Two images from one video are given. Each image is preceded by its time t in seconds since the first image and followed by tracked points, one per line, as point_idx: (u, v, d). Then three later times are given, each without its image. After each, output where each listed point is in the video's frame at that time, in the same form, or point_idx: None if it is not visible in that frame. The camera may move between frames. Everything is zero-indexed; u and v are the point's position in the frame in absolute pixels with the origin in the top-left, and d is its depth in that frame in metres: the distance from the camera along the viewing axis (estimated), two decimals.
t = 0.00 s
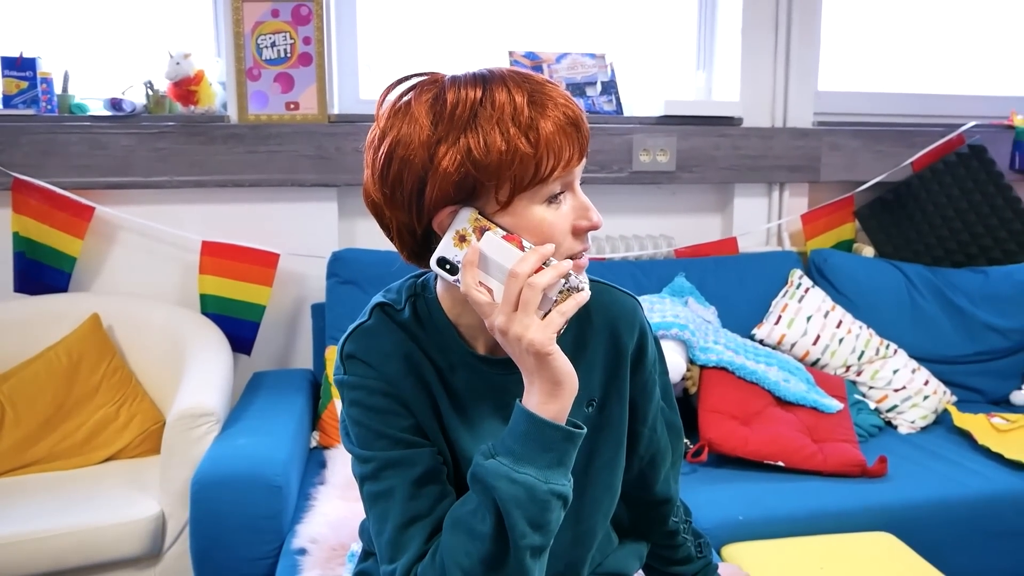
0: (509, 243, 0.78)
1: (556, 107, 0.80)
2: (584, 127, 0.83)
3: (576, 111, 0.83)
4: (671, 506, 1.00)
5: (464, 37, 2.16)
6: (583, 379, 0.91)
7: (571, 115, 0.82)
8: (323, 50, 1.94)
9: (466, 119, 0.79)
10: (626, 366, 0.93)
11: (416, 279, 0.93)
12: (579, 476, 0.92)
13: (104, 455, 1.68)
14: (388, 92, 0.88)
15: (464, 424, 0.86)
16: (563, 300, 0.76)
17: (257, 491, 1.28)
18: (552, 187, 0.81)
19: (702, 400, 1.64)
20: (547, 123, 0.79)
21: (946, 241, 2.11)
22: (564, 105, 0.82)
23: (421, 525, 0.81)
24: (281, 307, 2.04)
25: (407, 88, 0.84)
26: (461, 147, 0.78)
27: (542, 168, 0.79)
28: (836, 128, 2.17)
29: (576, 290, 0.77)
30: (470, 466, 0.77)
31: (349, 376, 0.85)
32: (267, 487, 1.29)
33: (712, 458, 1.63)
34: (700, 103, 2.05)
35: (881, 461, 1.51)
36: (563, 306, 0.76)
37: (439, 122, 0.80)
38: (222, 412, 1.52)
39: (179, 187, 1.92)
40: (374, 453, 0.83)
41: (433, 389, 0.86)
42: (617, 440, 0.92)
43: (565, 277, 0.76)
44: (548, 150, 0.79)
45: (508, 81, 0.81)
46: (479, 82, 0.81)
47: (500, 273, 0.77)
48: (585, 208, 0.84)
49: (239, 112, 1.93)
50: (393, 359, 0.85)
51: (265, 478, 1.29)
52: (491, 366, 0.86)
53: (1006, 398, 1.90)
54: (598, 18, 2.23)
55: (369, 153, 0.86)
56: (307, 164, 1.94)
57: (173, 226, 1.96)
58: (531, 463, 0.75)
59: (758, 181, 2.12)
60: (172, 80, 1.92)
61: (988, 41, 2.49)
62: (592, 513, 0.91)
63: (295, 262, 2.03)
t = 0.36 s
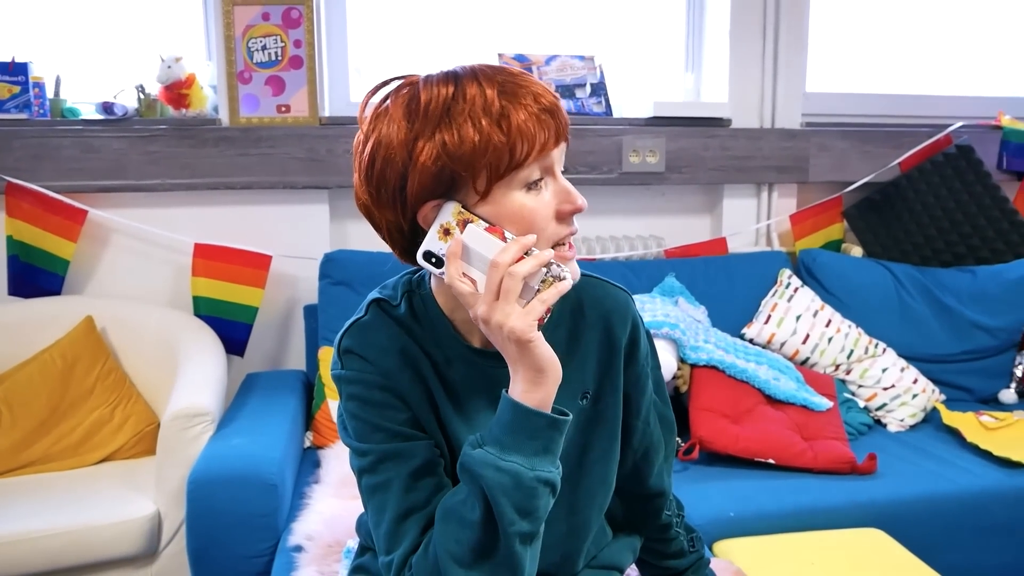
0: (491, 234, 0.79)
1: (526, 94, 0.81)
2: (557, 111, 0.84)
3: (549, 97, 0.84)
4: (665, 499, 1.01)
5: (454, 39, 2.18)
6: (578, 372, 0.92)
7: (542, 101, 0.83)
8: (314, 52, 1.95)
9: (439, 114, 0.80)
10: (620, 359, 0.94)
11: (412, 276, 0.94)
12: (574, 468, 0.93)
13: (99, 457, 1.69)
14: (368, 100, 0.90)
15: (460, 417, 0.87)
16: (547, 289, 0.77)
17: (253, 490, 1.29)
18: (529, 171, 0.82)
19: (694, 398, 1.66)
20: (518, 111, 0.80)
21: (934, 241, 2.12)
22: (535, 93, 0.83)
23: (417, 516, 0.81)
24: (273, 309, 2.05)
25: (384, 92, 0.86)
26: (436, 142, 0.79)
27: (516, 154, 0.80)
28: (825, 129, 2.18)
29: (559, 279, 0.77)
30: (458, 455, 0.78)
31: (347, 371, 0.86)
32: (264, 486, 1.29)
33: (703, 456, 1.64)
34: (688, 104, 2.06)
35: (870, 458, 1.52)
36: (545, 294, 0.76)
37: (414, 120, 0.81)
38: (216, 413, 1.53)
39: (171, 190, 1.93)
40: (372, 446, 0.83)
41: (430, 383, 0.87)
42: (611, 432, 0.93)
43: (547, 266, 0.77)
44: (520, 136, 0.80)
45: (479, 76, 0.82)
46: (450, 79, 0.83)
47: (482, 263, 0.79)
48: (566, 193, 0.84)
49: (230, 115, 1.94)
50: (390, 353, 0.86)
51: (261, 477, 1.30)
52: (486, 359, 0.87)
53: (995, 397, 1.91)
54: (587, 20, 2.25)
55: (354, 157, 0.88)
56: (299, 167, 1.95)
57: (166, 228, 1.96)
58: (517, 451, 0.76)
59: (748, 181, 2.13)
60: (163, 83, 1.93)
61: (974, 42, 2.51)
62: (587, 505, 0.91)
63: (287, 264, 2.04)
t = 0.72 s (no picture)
0: (499, 235, 0.77)
1: (547, 100, 0.80)
2: (576, 120, 0.83)
3: (568, 104, 0.82)
4: (674, 502, 0.99)
5: (459, 37, 2.16)
6: (583, 375, 0.91)
7: (563, 108, 0.81)
8: (319, 51, 1.93)
9: (457, 113, 0.78)
10: (625, 360, 0.93)
11: (411, 279, 0.92)
12: (582, 473, 0.91)
13: (102, 460, 1.67)
14: (380, 88, 0.88)
15: (464, 422, 0.86)
16: (557, 291, 0.76)
17: (258, 494, 1.27)
18: (542, 179, 0.80)
19: (703, 400, 1.64)
20: (538, 116, 0.79)
21: (944, 239, 2.10)
22: (557, 99, 0.81)
23: (424, 525, 0.80)
24: (277, 309, 2.04)
25: (399, 83, 0.84)
26: (452, 141, 0.78)
27: (532, 160, 0.79)
28: (833, 126, 2.17)
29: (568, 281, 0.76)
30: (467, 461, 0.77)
31: (347, 379, 0.84)
32: (267, 491, 1.28)
33: (713, 458, 1.62)
34: (696, 102, 2.05)
35: (883, 460, 1.50)
36: (557, 296, 0.75)
37: (430, 116, 0.79)
38: (221, 415, 1.52)
39: (175, 190, 1.91)
40: (374, 455, 0.82)
41: (432, 388, 0.85)
42: (619, 435, 0.91)
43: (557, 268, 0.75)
44: (538, 143, 0.78)
45: (500, 76, 0.81)
46: (470, 77, 0.81)
47: (491, 265, 0.77)
48: (577, 203, 0.83)
49: (234, 114, 1.92)
50: (391, 359, 0.84)
51: (265, 481, 1.28)
52: (488, 362, 0.86)
53: (1006, 398, 1.90)
54: (593, 18, 2.23)
55: (361, 148, 0.86)
56: (304, 166, 1.93)
57: (169, 229, 1.95)
58: (528, 457, 0.75)
59: (756, 180, 2.11)
60: (167, 82, 1.91)
61: (983, 39, 2.49)
62: (597, 510, 0.90)
63: (292, 264, 2.02)
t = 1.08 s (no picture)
0: (481, 238, 0.74)
1: (525, 93, 0.76)
2: (556, 113, 0.79)
3: (548, 95, 0.78)
4: (670, 513, 0.96)
5: (454, 34, 2.12)
6: (576, 384, 0.88)
7: (541, 101, 0.77)
8: (310, 47, 1.89)
9: (429, 110, 0.74)
10: (619, 368, 0.90)
11: (396, 285, 0.88)
12: (575, 485, 0.88)
13: (83, 465, 1.63)
14: (349, 88, 0.84)
15: (450, 434, 0.81)
16: (543, 295, 0.72)
17: (244, 503, 1.24)
18: (523, 176, 0.76)
19: (700, 405, 1.61)
20: (515, 110, 0.75)
21: (941, 242, 2.09)
22: (535, 92, 0.77)
23: (408, 544, 0.75)
24: (267, 310, 1.99)
25: (368, 81, 0.80)
26: (425, 140, 0.74)
27: (512, 156, 0.75)
28: (830, 128, 2.15)
29: (555, 285, 0.72)
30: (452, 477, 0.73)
31: (327, 390, 0.79)
32: (253, 499, 1.24)
33: (709, 464, 1.60)
34: (693, 102, 2.03)
35: (881, 466, 1.48)
36: (543, 300, 0.71)
37: (402, 114, 0.75)
38: (206, 420, 1.47)
39: (161, 188, 1.87)
40: (356, 469, 0.77)
41: (417, 399, 0.81)
42: (613, 445, 0.88)
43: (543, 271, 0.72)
44: (517, 138, 0.74)
45: (473, 69, 0.77)
46: (442, 72, 0.77)
47: (473, 269, 0.73)
48: (562, 200, 0.79)
49: (223, 111, 1.88)
50: (373, 369, 0.80)
51: (251, 489, 1.24)
52: (477, 371, 0.82)
53: (1002, 400, 1.89)
54: (590, 16, 2.20)
55: (332, 152, 0.82)
56: (294, 164, 1.89)
57: (155, 227, 1.90)
58: (515, 471, 0.71)
59: (753, 181, 2.09)
60: (154, 77, 1.87)
61: (978, 41, 2.48)
62: (590, 524, 0.87)
63: (281, 264, 1.98)
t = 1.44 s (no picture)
0: (448, 253, 0.69)
1: (489, 96, 0.72)
2: (525, 117, 0.75)
3: (514, 98, 0.74)
4: (656, 538, 0.92)
5: (432, 40, 2.08)
6: (555, 407, 0.84)
7: (507, 104, 0.73)
8: (284, 52, 1.84)
9: (387, 117, 0.70)
10: (600, 389, 0.86)
11: (362, 303, 0.83)
12: (554, 513, 0.84)
13: (45, 486, 1.56)
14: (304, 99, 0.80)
15: (421, 462, 0.77)
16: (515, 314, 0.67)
17: (210, 528, 1.18)
18: (492, 185, 0.72)
19: (684, 419, 1.58)
20: (478, 114, 0.71)
21: (925, 250, 2.08)
22: (499, 94, 0.73)
23: None
24: (240, 322, 1.94)
25: (322, 91, 0.76)
26: (384, 149, 0.70)
27: (477, 164, 0.71)
28: (814, 136, 2.13)
29: (529, 302, 0.68)
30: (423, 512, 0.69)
31: (288, 418, 0.75)
32: (219, 523, 1.19)
33: (694, 480, 1.56)
34: (675, 110, 2.00)
35: (869, 480, 1.45)
36: (515, 320, 0.66)
37: (358, 123, 0.71)
38: (173, 438, 1.42)
39: (130, 196, 1.81)
40: (320, 503, 0.74)
41: (386, 426, 0.77)
42: (594, 471, 0.84)
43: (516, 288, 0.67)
44: (482, 144, 0.70)
45: (433, 73, 0.73)
46: (400, 77, 0.73)
47: (439, 288, 0.69)
48: (534, 208, 0.74)
49: (194, 117, 1.82)
50: (337, 395, 0.76)
51: (218, 512, 1.19)
52: (448, 395, 0.77)
53: (988, 411, 1.88)
54: (571, 22, 2.17)
55: (287, 167, 0.77)
56: (268, 172, 1.84)
57: (124, 237, 1.85)
58: (489, 506, 0.67)
59: (737, 189, 2.07)
60: (122, 82, 1.81)
61: (959, 49, 2.48)
62: (572, 554, 0.83)
63: (255, 274, 1.93)
